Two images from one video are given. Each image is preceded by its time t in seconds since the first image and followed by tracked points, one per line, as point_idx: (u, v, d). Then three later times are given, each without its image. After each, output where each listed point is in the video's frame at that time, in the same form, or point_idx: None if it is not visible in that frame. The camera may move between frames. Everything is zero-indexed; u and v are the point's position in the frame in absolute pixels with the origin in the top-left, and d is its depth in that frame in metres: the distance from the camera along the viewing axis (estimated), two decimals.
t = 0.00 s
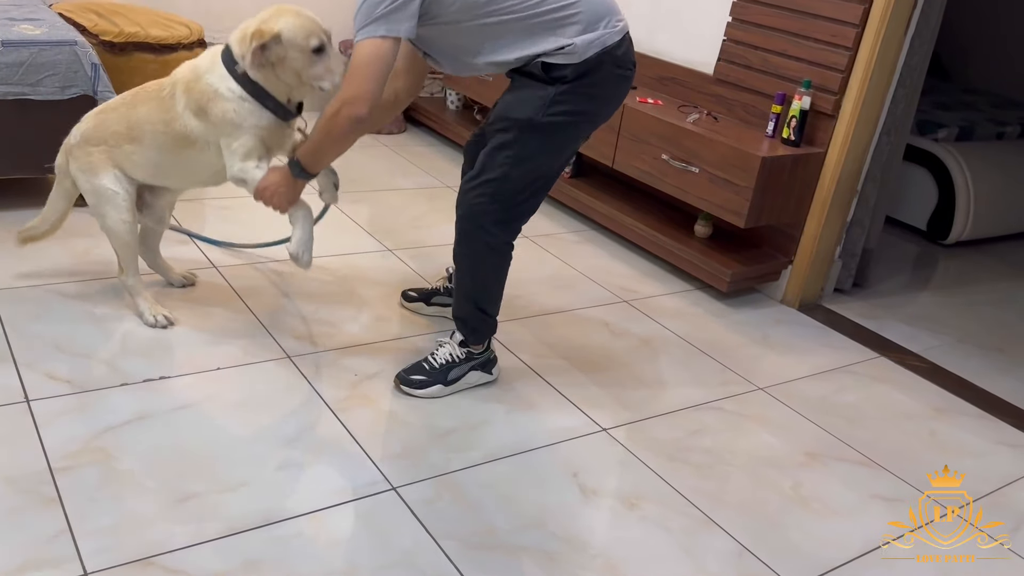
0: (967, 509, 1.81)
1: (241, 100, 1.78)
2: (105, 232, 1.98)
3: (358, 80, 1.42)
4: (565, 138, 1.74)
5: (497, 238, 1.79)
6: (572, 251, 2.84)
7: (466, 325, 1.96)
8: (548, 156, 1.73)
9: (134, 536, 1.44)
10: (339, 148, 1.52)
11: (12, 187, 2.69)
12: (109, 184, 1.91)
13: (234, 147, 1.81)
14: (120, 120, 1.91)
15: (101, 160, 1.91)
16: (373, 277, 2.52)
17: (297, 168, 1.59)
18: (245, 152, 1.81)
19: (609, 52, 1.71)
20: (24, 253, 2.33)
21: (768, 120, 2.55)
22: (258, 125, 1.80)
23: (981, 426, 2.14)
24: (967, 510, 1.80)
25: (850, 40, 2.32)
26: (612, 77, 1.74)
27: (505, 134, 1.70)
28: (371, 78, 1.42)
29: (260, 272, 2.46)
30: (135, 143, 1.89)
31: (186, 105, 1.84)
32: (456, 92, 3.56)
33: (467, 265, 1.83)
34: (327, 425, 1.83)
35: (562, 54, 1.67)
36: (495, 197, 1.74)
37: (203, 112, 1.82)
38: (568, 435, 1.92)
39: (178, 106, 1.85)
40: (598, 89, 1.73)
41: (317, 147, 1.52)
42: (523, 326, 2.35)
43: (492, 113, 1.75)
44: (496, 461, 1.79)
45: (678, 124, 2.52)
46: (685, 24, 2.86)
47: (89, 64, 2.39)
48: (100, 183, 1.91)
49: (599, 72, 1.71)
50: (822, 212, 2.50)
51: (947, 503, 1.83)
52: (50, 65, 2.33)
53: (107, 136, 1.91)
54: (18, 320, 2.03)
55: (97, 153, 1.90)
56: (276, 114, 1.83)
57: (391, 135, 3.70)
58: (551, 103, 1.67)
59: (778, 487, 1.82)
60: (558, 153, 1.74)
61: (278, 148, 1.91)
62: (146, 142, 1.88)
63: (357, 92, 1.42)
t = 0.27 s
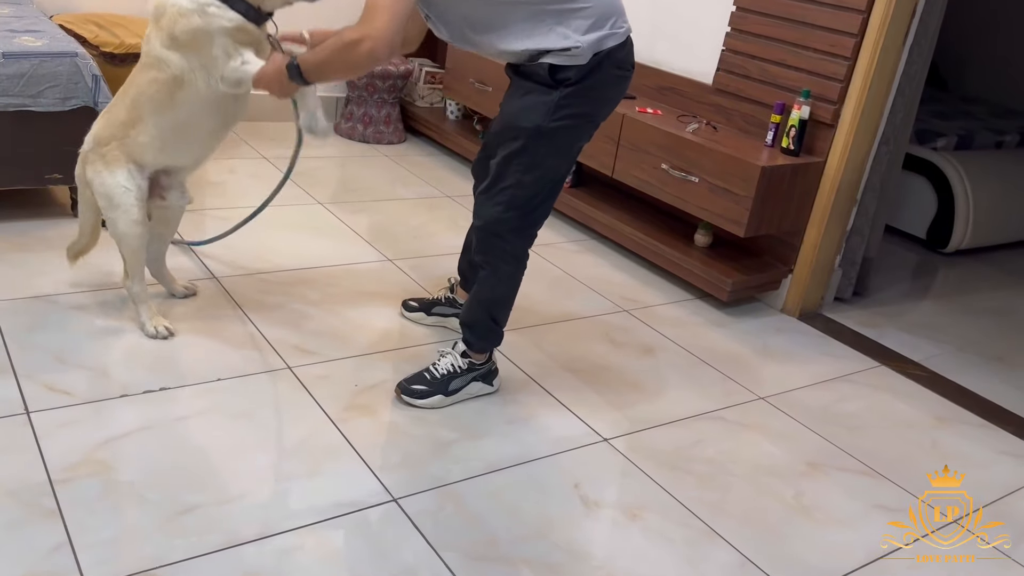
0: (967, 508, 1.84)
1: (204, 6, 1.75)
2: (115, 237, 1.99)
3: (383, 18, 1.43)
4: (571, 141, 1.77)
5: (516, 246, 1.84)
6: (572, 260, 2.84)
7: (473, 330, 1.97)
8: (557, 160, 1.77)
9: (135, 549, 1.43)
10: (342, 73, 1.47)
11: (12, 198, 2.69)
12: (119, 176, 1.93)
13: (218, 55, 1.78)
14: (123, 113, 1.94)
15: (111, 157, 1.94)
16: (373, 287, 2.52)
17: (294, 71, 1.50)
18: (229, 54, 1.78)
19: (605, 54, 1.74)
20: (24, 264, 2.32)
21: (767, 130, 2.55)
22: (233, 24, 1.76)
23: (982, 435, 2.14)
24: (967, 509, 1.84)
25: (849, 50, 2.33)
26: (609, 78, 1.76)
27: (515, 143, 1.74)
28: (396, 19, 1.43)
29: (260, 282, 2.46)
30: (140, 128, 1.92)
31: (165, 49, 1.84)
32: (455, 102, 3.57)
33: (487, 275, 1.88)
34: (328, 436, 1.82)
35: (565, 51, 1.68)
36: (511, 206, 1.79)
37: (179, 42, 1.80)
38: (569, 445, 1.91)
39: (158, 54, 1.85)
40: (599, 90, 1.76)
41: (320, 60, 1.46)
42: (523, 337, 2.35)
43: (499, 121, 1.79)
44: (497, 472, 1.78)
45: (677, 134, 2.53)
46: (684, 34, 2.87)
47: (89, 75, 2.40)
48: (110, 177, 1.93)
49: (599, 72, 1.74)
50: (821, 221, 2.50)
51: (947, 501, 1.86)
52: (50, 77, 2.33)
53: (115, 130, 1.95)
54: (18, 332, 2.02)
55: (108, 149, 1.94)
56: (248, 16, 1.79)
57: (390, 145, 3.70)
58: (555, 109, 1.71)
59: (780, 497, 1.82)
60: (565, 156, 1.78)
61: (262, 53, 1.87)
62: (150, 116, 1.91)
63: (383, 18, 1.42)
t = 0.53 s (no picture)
0: (967, 508, 1.88)
1: None
2: (111, 255, 2.00)
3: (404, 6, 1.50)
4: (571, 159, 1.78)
5: (525, 266, 1.85)
6: (573, 274, 2.84)
7: (479, 344, 1.96)
8: (559, 179, 1.78)
9: (136, 568, 1.43)
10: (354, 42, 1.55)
11: (14, 215, 2.69)
12: (126, 198, 1.94)
13: (215, 34, 1.81)
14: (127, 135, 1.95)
15: (121, 178, 1.94)
16: (374, 303, 2.52)
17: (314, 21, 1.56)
18: (224, 29, 1.81)
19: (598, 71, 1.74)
20: (26, 281, 2.33)
21: (767, 144, 2.56)
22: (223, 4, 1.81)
23: (985, 449, 2.13)
24: (967, 509, 1.88)
25: (848, 64, 2.34)
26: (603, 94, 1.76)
27: (516, 164, 1.76)
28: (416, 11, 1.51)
29: (261, 298, 2.46)
30: (147, 141, 1.92)
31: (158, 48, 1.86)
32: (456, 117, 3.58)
33: (499, 292, 1.88)
34: (330, 453, 1.82)
35: (559, 68, 1.68)
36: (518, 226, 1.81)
37: (175, 37, 1.83)
38: (570, 461, 1.91)
39: (154, 60, 1.87)
40: (595, 106, 1.77)
41: (336, 23, 1.54)
42: (524, 352, 2.35)
43: (500, 143, 1.81)
44: (499, 489, 1.78)
45: (677, 149, 2.54)
46: (683, 49, 2.88)
47: (92, 92, 2.41)
48: (120, 197, 1.94)
49: (595, 89, 1.74)
50: (822, 235, 2.51)
51: (947, 502, 1.90)
52: (52, 95, 2.35)
53: (121, 151, 1.94)
54: (20, 349, 2.03)
55: (118, 170, 1.94)
56: None
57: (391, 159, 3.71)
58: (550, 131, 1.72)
59: (783, 512, 1.81)
60: (567, 174, 1.79)
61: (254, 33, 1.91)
62: (157, 128, 1.91)
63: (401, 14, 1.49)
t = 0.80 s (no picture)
0: (967, 509, 2.00)
1: (214, 35, 1.82)
2: (116, 287, 2.00)
3: (430, 68, 1.52)
4: (571, 197, 1.79)
5: (533, 304, 1.86)
6: (576, 307, 2.85)
7: (485, 382, 1.97)
8: (561, 217, 1.79)
9: None
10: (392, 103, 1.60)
11: (21, 253, 2.71)
12: (134, 230, 1.95)
13: (237, 79, 1.82)
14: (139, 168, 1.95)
15: (131, 211, 1.95)
16: (378, 338, 2.53)
17: (343, 82, 1.62)
18: (245, 76, 1.82)
19: (594, 109, 1.74)
20: (32, 320, 2.34)
21: (767, 178, 2.58)
22: (245, 49, 1.83)
23: (992, 483, 2.12)
24: (968, 511, 1.99)
25: (847, 99, 2.36)
26: (599, 132, 1.76)
27: (517, 204, 1.78)
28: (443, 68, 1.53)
29: (266, 334, 2.47)
30: (158, 177, 1.93)
31: (177, 88, 1.87)
32: (459, 149, 3.61)
33: (504, 328, 1.89)
34: (334, 494, 1.82)
35: (554, 109, 1.70)
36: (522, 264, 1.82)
37: (194, 78, 1.84)
38: (576, 500, 1.90)
39: (172, 99, 1.88)
40: (593, 144, 1.78)
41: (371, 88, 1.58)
42: (529, 387, 2.35)
43: (502, 185, 1.84)
44: (505, 529, 1.77)
45: (678, 183, 2.55)
46: (683, 83, 2.91)
47: (99, 132, 2.43)
48: (129, 230, 1.94)
49: (591, 126, 1.75)
50: (823, 268, 2.52)
51: (947, 502, 2.02)
52: (60, 135, 2.37)
53: (134, 184, 1.95)
54: (26, 390, 2.03)
55: (129, 203, 1.94)
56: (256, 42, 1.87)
57: (395, 191, 3.74)
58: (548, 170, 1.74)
59: (790, 551, 1.80)
60: (568, 211, 1.79)
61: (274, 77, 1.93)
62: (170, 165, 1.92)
63: (427, 78, 1.52)
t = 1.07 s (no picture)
0: (967, 509, 2.07)
1: (260, 71, 1.83)
2: (130, 308, 1.99)
3: (444, 104, 1.53)
4: (572, 220, 1.78)
5: (537, 328, 1.85)
6: (581, 328, 2.85)
7: (490, 407, 1.96)
8: (562, 240, 1.78)
9: None
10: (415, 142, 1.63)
11: (29, 279, 2.73)
12: (155, 253, 1.95)
13: (273, 117, 1.83)
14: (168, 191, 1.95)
15: (154, 233, 1.95)
16: (384, 362, 2.53)
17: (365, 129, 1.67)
18: (283, 115, 1.83)
19: (591, 131, 1.74)
20: (40, 347, 2.35)
21: (771, 199, 2.58)
22: (288, 88, 1.85)
23: (1002, 504, 2.11)
24: (967, 510, 2.07)
25: (848, 121, 2.37)
26: (598, 155, 1.76)
27: (516, 227, 1.78)
28: (456, 102, 1.54)
29: (272, 359, 2.47)
30: (186, 203, 1.93)
31: (214, 119, 1.88)
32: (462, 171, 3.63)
33: (507, 352, 1.88)
34: (340, 521, 1.82)
35: (549, 133, 1.70)
36: (524, 288, 1.82)
37: (232, 111, 1.85)
38: (583, 525, 1.89)
39: (208, 127, 1.89)
40: (591, 166, 1.77)
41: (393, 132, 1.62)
42: (534, 411, 2.35)
43: (501, 209, 1.83)
44: (512, 556, 1.76)
45: (682, 205, 2.56)
46: (685, 105, 2.93)
47: (106, 159, 2.45)
48: (150, 251, 1.95)
49: (587, 148, 1.74)
50: (828, 288, 2.52)
51: (946, 503, 2.10)
52: (67, 163, 2.39)
53: (161, 207, 1.95)
54: (33, 418, 2.04)
55: (154, 226, 1.95)
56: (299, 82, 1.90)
57: (399, 213, 3.76)
58: (547, 193, 1.73)
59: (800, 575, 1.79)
60: (569, 234, 1.79)
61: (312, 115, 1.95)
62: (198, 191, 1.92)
63: (441, 115, 1.53)
